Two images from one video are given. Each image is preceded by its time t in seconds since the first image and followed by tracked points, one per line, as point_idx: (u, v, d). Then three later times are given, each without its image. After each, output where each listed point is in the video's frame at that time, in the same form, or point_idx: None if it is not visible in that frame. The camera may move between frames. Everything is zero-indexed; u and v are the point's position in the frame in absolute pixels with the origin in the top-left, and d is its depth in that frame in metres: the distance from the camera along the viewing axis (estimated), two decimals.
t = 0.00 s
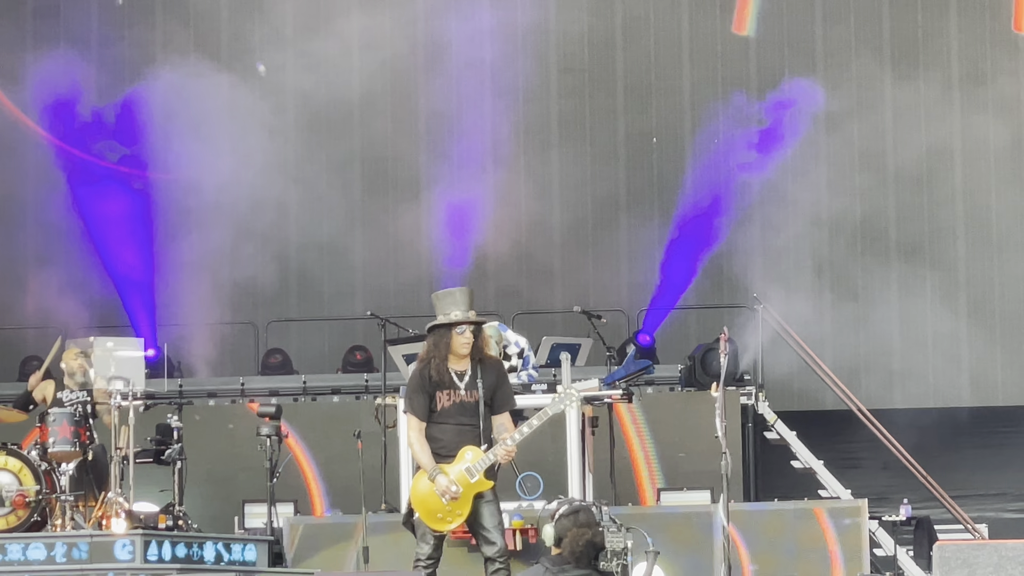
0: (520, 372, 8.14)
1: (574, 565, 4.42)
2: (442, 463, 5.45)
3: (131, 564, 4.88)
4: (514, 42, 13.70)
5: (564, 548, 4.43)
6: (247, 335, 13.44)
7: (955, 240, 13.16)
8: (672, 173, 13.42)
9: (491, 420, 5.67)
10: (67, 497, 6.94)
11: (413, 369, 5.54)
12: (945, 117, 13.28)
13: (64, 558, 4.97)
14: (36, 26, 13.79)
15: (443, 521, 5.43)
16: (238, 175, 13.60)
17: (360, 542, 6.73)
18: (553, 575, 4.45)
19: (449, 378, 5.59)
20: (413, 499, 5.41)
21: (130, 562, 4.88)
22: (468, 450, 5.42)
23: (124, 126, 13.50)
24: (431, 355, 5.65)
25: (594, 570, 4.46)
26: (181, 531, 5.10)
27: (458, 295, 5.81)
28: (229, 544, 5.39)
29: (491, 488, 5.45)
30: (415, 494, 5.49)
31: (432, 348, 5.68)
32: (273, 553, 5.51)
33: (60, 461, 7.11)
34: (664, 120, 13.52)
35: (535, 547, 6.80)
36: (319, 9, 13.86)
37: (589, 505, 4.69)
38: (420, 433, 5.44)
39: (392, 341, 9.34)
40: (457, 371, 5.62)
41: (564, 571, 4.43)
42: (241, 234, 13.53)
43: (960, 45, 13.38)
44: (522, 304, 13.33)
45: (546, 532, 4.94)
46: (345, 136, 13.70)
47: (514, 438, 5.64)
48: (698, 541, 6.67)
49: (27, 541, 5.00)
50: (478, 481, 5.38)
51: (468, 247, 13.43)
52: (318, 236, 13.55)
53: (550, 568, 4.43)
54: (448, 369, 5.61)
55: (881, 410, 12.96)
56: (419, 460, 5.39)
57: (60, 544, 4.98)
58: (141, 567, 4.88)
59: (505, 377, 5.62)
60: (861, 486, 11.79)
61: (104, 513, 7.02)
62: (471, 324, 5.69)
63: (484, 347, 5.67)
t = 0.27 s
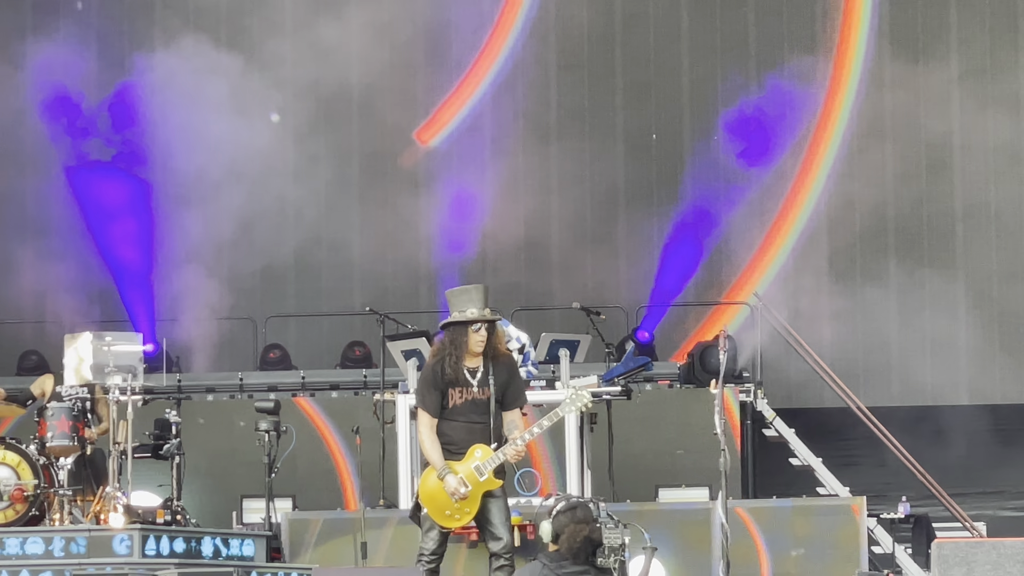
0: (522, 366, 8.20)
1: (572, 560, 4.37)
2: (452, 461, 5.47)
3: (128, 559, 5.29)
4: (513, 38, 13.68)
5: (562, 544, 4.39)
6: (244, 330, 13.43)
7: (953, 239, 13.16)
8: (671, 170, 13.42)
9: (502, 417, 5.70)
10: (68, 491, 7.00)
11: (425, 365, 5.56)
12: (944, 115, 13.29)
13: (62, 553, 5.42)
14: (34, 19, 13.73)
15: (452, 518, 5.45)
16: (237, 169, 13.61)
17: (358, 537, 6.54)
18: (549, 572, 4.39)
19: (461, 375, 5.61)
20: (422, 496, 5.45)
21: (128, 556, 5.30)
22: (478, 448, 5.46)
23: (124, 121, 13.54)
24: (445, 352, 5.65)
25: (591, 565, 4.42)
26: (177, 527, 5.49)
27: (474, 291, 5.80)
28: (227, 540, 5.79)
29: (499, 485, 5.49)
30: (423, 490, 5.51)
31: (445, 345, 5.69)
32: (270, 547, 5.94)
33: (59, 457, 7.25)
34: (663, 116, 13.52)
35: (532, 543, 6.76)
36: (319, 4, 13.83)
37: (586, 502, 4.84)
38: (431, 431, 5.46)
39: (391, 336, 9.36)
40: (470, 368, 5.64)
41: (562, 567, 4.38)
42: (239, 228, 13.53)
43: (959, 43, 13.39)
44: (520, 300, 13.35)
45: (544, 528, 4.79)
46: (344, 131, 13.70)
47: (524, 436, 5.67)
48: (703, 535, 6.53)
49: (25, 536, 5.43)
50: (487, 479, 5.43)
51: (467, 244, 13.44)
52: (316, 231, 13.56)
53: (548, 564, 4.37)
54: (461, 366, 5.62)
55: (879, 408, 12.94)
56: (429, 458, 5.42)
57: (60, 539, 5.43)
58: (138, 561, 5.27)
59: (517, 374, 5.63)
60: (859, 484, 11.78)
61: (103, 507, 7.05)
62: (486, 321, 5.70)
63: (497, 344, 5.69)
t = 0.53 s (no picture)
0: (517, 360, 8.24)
1: (565, 554, 4.69)
2: (455, 452, 5.65)
3: (123, 552, 5.77)
4: (510, 32, 13.72)
5: (556, 538, 4.70)
6: (240, 325, 13.39)
7: (949, 235, 13.15)
8: (667, 165, 13.40)
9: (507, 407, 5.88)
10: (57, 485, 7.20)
11: (433, 356, 5.75)
12: (939, 110, 13.30)
13: (56, 545, 5.87)
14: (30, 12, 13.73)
15: (454, 508, 5.62)
16: (233, 162, 13.59)
17: (351, 531, 6.76)
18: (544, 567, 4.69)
19: (469, 366, 5.79)
20: (424, 486, 5.64)
21: (121, 548, 5.79)
22: (481, 440, 5.63)
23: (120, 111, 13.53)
24: (454, 343, 5.83)
25: (584, 559, 4.74)
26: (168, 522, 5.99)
27: (485, 284, 5.94)
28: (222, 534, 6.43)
29: (501, 477, 5.66)
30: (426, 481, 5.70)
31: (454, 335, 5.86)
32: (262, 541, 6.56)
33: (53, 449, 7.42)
34: (659, 111, 13.50)
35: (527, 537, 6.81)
36: None
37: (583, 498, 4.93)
38: (434, 422, 5.68)
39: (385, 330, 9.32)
40: (477, 360, 5.82)
41: (556, 561, 4.69)
42: (234, 221, 13.54)
43: (955, 39, 13.40)
44: (515, 295, 13.37)
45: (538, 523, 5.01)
46: (340, 126, 13.70)
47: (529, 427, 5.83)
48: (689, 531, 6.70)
49: (18, 529, 5.92)
50: (489, 471, 5.60)
51: (462, 238, 13.42)
52: (311, 225, 13.57)
53: (543, 558, 4.68)
54: (469, 358, 5.80)
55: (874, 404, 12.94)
56: (431, 448, 5.62)
57: (53, 533, 5.88)
58: (131, 554, 5.76)
59: (523, 367, 5.81)
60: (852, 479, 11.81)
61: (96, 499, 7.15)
62: (495, 313, 5.87)
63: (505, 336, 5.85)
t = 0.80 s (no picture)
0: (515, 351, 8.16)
1: (564, 548, 4.49)
2: (460, 442, 5.63)
3: (120, 543, 5.86)
4: (510, 26, 13.74)
5: (554, 531, 4.51)
6: (238, 316, 13.46)
7: (948, 230, 13.15)
8: (666, 159, 13.38)
9: (515, 401, 5.82)
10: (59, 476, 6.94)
11: (442, 345, 5.70)
12: (938, 105, 13.31)
13: (54, 538, 5.98)
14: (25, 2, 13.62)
15: (457, 498, 5.60)
16: (231, 155, 13.64)
17: (349, 525, 6.74)
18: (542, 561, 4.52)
19: (477, 357, 5.74)
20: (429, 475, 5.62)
21: (119, 540, 5.88)
22: (488, 431, 5.61)
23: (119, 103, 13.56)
24: (464, 332, 5.78)
25: (583, 553, 4.54)
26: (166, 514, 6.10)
27: (495, 275, 5.98)
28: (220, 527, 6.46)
29: (506, 469, 5.63)
30: (430, 470, 5.68)
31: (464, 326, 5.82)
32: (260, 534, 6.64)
33: (51, 442, 7.17)
34: (658, 105, 13.48)
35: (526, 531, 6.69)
36: None
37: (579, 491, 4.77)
38: (440, 412, 5.63)
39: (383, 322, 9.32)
40: (486, 351, 5.77)
41: (554, 555, 4.51)
42: (232, 214, 13.59)
43: (954, 33, 13.41)
44: (514, 288, 13.36)
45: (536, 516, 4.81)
46: (339, 119, 13.69)
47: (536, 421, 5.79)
48: (686, 527, 6.67)
49: (16, 522, 6.01)
50: (494, 462, 5.57)
51: (461, 231, 13.42)
52: (310, 218, 13.59)
53: (540, 552, 4.50)
54: (477, 348, 5.75)
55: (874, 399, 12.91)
56: (436, 437, 5.60)
57: (52, 525, 5.99)
58: (129, 546, 5.85)
59: (532, 359, 5.75)
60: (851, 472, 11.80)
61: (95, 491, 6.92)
62: (506, 304, 5.84)
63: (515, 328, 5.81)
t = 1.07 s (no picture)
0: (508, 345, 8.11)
1: (560, 541, 4.49)
2: (460, 438, 5.61)
3: (114, 537, 5.83)
4: (505, 20, 13.74)
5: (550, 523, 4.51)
6: (233, 309, 13.50)
7: (944, 225, 13.14)
8: (661, 153, 13.40)
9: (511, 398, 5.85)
10: (53, 470, 6.93)
11: (444, 339, 5.71)
12: (933, 99, 13.30)
13: (47, 532, 5.90)
14: None
15: (453, 493, 5.61)
16: (226, 147, 13.59)
17: (343, 518, 6.67)
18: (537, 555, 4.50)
19: (478, 353, 5.77)
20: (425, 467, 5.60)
21: (113, 533, 5.84)
22: (489, 429, 5.60)
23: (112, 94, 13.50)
24: (466, 326, 5.78)
25: (576, 547, 4.54)
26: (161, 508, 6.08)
27: (499, 270, 5.92)
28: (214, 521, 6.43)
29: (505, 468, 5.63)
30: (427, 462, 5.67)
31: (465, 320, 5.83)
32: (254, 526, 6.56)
33: (45, 435, 7.12)
34: (654, 99, 13.48)
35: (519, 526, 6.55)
36: None
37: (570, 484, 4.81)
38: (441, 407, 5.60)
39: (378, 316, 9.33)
40: (486, 347, 5.80)
41: (549, 550, 4.49)
42: (227, 207, 13.59)
43: (949, 28, 13.40)
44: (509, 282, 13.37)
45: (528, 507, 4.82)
46: (334, 113, 13.69)
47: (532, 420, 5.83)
48: (681, 520, 6.64)
49: (11, 514, 5.90)
50: (494, 461, 5.57)
51: (456, 224, 13.43)
52: (306, 211, 13.61)
53: (537, 546, 4.48)
54: (478, 344, 5.78)
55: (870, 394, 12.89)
56: (436, 431, 5.57)
57: (45, 519, 5.90)
58: (124, 540, 5.81)
59: (532, 358, 5.80)
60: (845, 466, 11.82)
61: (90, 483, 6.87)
62: (509, 300, 5.87)
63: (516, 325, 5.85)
